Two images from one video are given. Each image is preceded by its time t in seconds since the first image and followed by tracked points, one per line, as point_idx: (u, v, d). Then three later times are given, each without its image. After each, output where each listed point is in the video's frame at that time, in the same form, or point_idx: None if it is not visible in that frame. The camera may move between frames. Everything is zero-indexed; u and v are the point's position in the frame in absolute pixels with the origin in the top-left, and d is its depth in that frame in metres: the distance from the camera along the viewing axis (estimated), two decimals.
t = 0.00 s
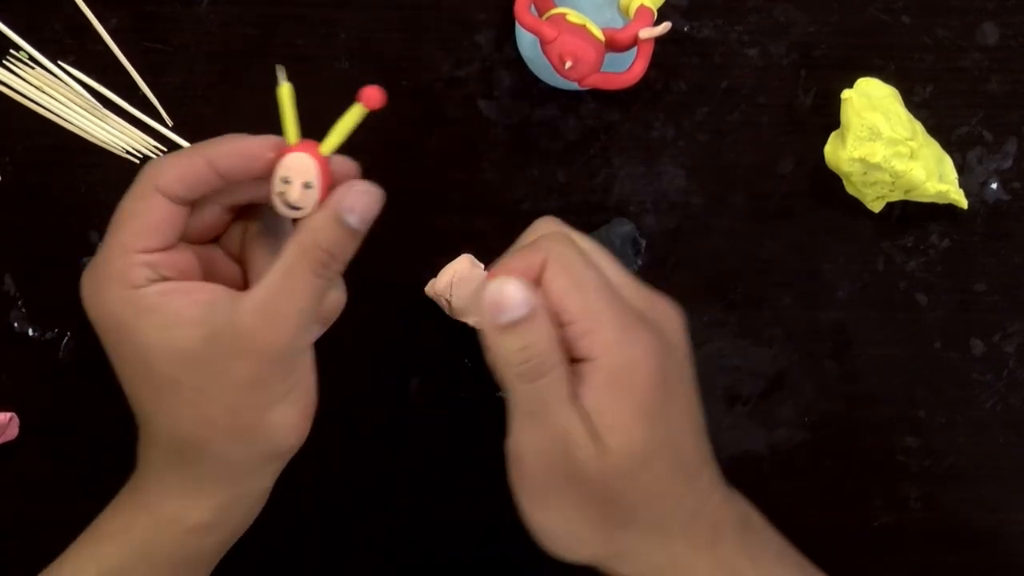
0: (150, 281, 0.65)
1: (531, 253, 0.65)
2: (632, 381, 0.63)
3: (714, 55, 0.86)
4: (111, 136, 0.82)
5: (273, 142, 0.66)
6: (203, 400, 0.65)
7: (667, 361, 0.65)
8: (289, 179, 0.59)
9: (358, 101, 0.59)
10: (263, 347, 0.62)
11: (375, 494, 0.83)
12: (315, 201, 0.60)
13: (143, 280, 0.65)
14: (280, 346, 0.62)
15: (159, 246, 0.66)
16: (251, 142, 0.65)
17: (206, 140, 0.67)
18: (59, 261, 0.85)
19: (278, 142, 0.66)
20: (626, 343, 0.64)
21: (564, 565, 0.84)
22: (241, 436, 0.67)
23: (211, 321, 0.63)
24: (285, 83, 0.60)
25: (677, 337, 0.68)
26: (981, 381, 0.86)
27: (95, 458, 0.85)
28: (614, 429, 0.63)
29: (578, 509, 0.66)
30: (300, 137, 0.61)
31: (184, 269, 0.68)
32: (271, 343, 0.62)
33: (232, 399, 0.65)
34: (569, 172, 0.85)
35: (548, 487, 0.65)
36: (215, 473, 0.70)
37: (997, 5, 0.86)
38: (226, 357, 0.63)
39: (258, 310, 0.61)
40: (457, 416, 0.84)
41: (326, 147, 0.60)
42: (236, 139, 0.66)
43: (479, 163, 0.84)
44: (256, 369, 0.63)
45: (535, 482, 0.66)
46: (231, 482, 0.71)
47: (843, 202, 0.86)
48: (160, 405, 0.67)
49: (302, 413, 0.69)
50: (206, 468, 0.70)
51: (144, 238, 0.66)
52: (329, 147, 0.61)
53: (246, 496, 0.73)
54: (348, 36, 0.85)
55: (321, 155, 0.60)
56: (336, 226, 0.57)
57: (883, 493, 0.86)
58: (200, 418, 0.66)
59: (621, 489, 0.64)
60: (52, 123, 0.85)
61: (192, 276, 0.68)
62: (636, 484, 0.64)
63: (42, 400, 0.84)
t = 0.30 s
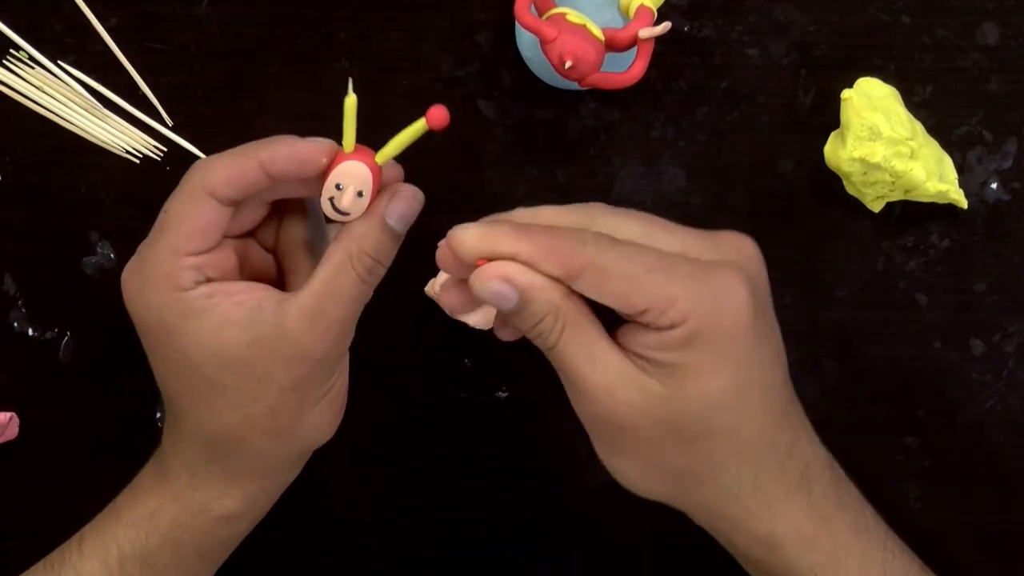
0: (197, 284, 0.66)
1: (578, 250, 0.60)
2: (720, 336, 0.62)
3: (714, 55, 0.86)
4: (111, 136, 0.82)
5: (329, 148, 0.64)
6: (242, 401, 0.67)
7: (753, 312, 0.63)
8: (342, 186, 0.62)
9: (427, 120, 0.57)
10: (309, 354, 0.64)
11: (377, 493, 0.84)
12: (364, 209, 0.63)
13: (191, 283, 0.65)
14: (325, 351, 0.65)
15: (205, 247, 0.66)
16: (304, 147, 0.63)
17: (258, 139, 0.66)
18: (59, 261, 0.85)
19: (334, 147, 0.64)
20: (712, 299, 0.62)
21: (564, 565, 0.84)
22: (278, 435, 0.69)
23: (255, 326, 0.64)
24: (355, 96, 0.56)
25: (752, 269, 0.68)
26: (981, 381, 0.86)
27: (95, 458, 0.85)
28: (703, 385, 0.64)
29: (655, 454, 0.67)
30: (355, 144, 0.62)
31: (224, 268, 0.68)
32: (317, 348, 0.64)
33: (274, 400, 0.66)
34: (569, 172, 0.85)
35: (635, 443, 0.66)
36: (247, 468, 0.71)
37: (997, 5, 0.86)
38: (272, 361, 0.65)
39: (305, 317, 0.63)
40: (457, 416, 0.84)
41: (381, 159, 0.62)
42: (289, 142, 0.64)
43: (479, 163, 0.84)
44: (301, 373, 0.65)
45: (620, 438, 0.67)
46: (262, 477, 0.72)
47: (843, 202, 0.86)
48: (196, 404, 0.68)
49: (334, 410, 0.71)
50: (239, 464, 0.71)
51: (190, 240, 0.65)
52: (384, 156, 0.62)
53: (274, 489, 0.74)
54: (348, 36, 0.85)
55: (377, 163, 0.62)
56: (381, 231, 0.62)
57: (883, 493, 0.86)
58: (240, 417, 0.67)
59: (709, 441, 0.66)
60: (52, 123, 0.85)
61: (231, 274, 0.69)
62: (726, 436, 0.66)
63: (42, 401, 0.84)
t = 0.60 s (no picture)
0: (177, 293, 0.66)
1: (640, 211, 0.62)
2: (779, 286, 0.66)
3: (714, 55, 0.86)
4: (111, 136, 0.81)
5: (315, 163, 0.64)
6: (217, 412, 0.67)
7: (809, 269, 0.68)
8: (327, 204, 0.61)
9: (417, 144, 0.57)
10: (286, 371, 0.65)
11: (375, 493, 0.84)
12: (348, 227, 0.62)
13: (171, 292, 0.65)
14: (304, 368, 0.65)
15: (187, 256, 0.66)
16: (291, 162, 0.63)
17: (246, 150, 0.66)
18: (59, 261, 0.85)
19: (321, 162, 0.64)
20: (778, 249, 0.66)
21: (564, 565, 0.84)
22: (252, 447, 0.69)
23: (233, 340, 0.64)
24: (348, 116, 0.56)
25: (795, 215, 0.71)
26: (981, 382, 0.86)
27: (95, 458, 0.85)
28: (753, 334, 0.66)
29: (694, 410, 0.68)
30: (343, 162, 0.62)
31: (204, 277, 0.68)
32: (295, 364, 0.64)
33: (248, 414, 0.67)
34: (569, 172, 0.85)
35: (678, 397, 0.67)
36: (219, 478, 0.71)
37: (997, 5, 0.86)
38: (249, 376, 0.65)
39: (285, 333, 0.64)
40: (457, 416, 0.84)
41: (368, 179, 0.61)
42: (277, 156, 0.64)
43: (479, 163, 0.84)
44: (277, 389, 0.65)
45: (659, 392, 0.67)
46: (233, 487, 0.72)
47: (843, 202, 0.86)
48: (172, 413, 0.68)
49: (311, 426, 0.71)
50: (212, 473, 0.71)
51: (172, 248, 0.65)
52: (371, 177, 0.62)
53: (247, 499, 0.74)
54: (348, 36, 0.85)
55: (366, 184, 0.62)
56: (362, 252, 0.62)
57: (883, 493, 0.86)
58: (215, 428, 0.68)
59: (751, 393, 0.67)
60: (52, 123, 0.85)
61: (211, 283, 0.69)
62: (768, 391, 0.68)
63: (42, 401, 0.84)
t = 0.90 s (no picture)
0: (194, 313, 0.66)
1: (692, 203, 0.63)
2: (832, 286, 0.65)
3: (714, 55, 0.86)
4: (110, 136, 0.83)
5: (352, 203, 0.64)
6: (215, 435, 0.67)
7: (866, 273, 0.66)
8: (356, 242, 0.61)
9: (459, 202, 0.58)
10: (289, 407, 0.65)
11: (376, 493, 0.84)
12: (371, 269, 0.62)
13: (188, 311, 0.65)
14: (307, 408, 0.65)
15: (208, 278, 0.66)
16: (327, 198, 0.63)
17: (285, 179, 0.66)
18: (59, 261, 0.85)
19: (359, 203, 0.64)
20: (833, 248, 0.65)
21: (564, 565, 0.84)
22: (246, 474, 0.69)
23: (242, 369, 0.65)
24: (398, 160, 0.57)
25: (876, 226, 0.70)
26: (981, 382, 0.86)
27: (94, 458, 0.85)
28: (797, 326, 0.65)
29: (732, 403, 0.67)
30: (381, 206, 0.62)
31: (224, 299, 0.68)
32: (299, 404, 0.65)
33: (245, 443, 0.67)
34: (569, 172, 0.85)
35: (717, 389, 0.66)
36: (212, 497, 0.71)
37: (996, 5, 0.86)
38: (251, 406, 0.65)
39: (293, 370, 0.64)
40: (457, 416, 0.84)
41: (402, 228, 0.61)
42: (313, 189, 0.64)
43: (479, 163, 0.84)
44: (278, 425, 0.66)
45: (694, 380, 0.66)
46: (225, 508, 0.72)
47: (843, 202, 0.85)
48: (172, 427, 0.68)
49: (306, 460, 0.71)
50: (206, 492, 0.71)
51: (194, 270, 0.65)
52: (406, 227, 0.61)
53: (239, 518, 0.74)
54: (348, 36, 0.85)
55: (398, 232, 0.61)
56: (383, 298, 0.62)
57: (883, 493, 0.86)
58: (210, 448, 0.68)
59: (795, 390, 0.66)
60: (52, 124, 0.85)
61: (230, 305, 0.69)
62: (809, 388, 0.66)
63: (41, 401, 0.84)
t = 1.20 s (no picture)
0: (210, 314, 0.66)
1: (711, 160, 0.61)
2: (855, 252, 0.63)
3: (714, 55, 0.86)
4: (110, 136, 0.83)
5: (373, 213, 0.63)
6: (223, 440, 0.67)
7: (887, 239, 0.65)
8: (374, 253, 0.60)
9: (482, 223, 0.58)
10: (299, 417, 0.64)
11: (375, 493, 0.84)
12: (386, 281, 0.61)
13: (204, 312, 0.65)
14: (317, 418, 0.65)
15: (226, 280, 0.66)
16: (349, 206, 0.63)
17: (309, 186, 0.66)
18: (59, 261, 0.85)
19: (379, 213, 0.64)
20: (853, 212, 0.63)
21: (564, 565, 0.84)
22: (251, 482, 0.69)
23: (255, 375, 0.64)
24: (424, 174, 0.56)
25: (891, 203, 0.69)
26: (981, 382, 0.86)
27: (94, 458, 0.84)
28: (833, 296, 0.64)
29: (774, 381, 0.65)
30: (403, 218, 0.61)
31: (240, 303, 0.68)
32: (310, 414, 0.64)
33: (253, 450, 0.66)
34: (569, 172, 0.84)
35: (756, 367, 0.65)
36: (217, 501, 0.71)
37: (996, 5, 0.87)
38: (262, 414, 0.65)
39: (305, 380, 0.63)
40: (457, 416, 0.84)
41: (421, 242, 0.61)
42: (336, 198, 0.63)
43: (479, 163, 0.84)
44: (286, 433, 0.65)
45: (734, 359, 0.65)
46: (229, 513, 0.72)
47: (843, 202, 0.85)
48: (181, 429, 0.68)
49: (312, 469, 0.71)
50: (212, 495, 0.71)
51: (212, 271, 0.65)
52: (425, 243, 0.61)
53: (244, 524, 0.74)
54: (348, 37, 0.85)
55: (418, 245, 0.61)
56: (399, 312, 0.61)
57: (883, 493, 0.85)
58: (218, 453, 0.67)
59: (834, 364, 0.65)
60: (52, 124, 0.85)
61: (245, 309, 0.69)
62: (847, 362, 0.66)
63: (41, 401, 0.84)
